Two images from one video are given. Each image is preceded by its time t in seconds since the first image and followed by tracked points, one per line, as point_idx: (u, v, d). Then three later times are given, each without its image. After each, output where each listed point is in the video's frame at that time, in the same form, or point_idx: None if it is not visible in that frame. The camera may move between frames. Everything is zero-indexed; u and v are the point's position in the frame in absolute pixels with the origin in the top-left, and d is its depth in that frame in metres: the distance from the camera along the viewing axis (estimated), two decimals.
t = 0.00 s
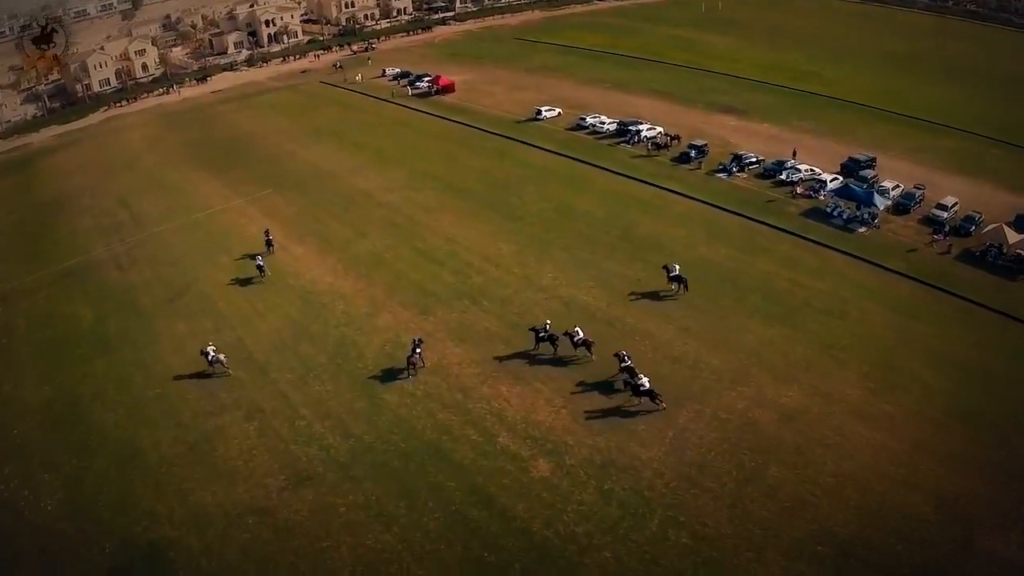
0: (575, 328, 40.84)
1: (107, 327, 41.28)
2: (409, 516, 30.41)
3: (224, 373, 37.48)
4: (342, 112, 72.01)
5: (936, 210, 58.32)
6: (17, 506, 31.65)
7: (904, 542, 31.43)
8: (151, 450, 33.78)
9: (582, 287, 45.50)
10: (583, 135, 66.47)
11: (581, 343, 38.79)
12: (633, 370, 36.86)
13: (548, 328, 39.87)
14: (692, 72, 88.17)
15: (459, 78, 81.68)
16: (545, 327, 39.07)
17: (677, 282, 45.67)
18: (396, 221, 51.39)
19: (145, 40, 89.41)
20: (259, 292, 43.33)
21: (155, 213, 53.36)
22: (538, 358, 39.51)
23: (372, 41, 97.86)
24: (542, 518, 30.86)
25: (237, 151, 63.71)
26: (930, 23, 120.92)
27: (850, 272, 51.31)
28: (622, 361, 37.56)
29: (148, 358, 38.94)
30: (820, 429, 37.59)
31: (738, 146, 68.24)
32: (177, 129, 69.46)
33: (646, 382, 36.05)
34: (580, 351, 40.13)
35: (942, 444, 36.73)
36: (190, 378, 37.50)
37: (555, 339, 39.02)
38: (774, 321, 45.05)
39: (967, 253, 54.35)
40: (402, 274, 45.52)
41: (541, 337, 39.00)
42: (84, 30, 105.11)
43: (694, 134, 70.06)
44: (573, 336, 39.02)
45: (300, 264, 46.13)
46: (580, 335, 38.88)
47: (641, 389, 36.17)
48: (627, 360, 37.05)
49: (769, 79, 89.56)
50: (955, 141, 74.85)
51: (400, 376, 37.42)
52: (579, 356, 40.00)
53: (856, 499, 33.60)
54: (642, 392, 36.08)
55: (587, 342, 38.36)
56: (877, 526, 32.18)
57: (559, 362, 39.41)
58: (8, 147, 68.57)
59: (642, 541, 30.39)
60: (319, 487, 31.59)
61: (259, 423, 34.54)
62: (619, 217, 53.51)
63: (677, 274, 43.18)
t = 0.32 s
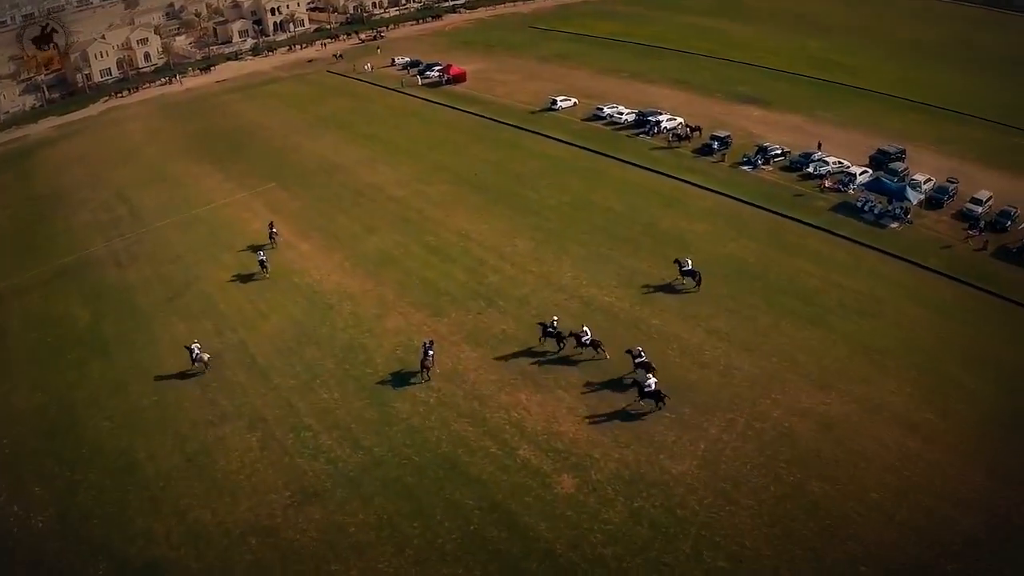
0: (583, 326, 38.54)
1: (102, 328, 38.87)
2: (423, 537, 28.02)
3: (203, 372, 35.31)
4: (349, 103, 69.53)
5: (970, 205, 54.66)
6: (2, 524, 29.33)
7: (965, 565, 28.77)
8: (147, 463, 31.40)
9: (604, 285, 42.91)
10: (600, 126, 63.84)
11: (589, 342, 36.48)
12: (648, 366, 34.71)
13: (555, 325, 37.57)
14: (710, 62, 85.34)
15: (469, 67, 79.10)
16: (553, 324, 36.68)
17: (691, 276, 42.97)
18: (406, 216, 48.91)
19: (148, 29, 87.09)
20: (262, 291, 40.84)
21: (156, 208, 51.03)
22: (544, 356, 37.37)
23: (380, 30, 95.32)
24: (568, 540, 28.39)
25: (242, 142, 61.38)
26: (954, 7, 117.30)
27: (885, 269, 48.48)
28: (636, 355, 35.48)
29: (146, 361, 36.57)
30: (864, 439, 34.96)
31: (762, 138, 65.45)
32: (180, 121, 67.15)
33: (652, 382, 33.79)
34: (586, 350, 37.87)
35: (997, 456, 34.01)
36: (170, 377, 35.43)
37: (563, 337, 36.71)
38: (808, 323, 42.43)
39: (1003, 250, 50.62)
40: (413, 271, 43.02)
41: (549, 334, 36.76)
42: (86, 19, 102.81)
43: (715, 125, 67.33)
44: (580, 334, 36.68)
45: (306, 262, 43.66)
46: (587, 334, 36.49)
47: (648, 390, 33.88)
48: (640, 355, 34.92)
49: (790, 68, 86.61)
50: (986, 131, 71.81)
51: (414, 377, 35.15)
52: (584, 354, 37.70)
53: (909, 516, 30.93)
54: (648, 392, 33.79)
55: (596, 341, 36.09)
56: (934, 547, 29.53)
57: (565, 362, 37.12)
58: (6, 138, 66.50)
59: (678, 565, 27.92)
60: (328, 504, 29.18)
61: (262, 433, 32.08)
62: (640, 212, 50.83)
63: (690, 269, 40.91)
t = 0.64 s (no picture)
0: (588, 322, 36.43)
1: (97, 329, 36.75)
2: (438, 560, 25.63)
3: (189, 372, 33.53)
4: (357, 91, 67.09)
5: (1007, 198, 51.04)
6: None
7: None
8: (142, 475, 29.19)
9: (627, 282, 40.37)
10: (619, 115, 61.16)
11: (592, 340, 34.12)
12: (663, 363, 32.70)
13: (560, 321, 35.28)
14: (731, 49, 82.43)
15: (481, 55, 76.49)
16: (560, 318, 34.83)
17: (703, 267, 40.82)
18: (417, 209, 46.52)
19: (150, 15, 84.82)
20: (265, 288, 38.51)
21: (156, 200, 48.85)
22: (545, 353, 35.23)
23: (389, 16, 92.66)
24: (596, 563, 25.96)
25: (246, 132, 59.09)
26: None
27: (923, 264, 45.62)
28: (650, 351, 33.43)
29: (142, 364, 34.37)
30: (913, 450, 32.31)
31: (787, 128, 62.70)
32: (182, 109, 64.94)
33: (656, 383, 31.43)
34: (585, 347, 35.64)
35: None
36: (155, 376, 33.60)
37: (568, 332, 34.71)
38: (845, 325, 39.79)
39: None
40: (425, 268, 40.60)
41: (555, 328, 34.83)
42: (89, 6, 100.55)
43: (738, 114, 64.60)
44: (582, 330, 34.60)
45: (312, 257, 41.33)
46: (591, 330, 34.36)
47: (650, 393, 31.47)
48: (652, 351, 32.91)
49: (814, 56, 83.62)
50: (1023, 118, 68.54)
51: (428, 381, 32.84)
52: (584, 352, 35.44)
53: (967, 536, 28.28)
54: (649, 394, 31.52)
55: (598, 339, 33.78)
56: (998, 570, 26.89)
57: (567, 360, 34.85)
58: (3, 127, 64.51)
59: None
60: (334, 522, 26.84)
61: (264, 444, 29.77)
62: (662, 205, 48.14)
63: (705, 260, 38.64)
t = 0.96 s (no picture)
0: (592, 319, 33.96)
1: (91, 331, 34.62)
2: None
3: (176, 373, 31.80)
4: (365, 79, 64.66)
5: None
6: None
7: None
8: (135, 490, 26.98)
9: (651, 279, 37.95)
10: (637, 104, 58.61)
11: (596, 339, 32.00)
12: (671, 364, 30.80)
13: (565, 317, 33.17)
14: (751, 35, 79.60)
15: (493, 41, 73.94)
16: (564, 316, 32.62)
17: (715, 258, 38.52)
18: (428, 203, 44.26)
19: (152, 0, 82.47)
20: (267, 288, 36.32)
21: (155, 193, 46.72)
22: (550, 351, 33.19)
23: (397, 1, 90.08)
24: None
25: (249, 121, 56.92)
26: None
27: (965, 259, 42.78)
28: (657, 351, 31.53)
29: (137, 369, 32.24)
30: (967, 463, 29.77)
31: (812, 117, 60.06)
32: (184, 98, 62.73)
33: (652, 387, 29.35)
34: (599, 349, 33.29)
35: None
36: (141, 374, 31.90)
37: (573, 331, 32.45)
38: (884, 327, 37.25)
39: None
40: (437, 264, 38.27)
41: (558, 327, 32.70)
42: None
43: (761, 103, 61.96)
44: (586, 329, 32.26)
45: (318, 254, 39.12)
46: (596, 330, 32.03)
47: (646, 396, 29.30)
48: (658, 351, 31.09)
49: (838, 40, 80.56)
50: None
51: (446, 383, 30.90)
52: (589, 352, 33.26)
53: None
54: (645, 397, 29.33)
55: (603, 337, 31.60)
56: None
57: (572, 361, 32.67)
58: None
59: None
60: (340, 545, 24.62)
61: (266, 458, 27.61)
62: (685, 198, 45.61)
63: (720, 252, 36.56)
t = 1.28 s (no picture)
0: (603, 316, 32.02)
1: (85, 334, 32.76)
2: None
3: (161, 370, 30.36)
4: (373, 67, 62.50)
5: None
6: None
7: None
8: (129, 510, 25.06)
9: (677, 280, 35.76)
10: (656, 94, 56.23)
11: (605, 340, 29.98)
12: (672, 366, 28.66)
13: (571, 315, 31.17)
14: (772, 22, 76.92)
15: (506, 28, 71.55)
16: (568, 314, 30.54)
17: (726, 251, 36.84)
18: (439, 197, 42.14)
19: None
20: (270, 288, 34.34)
21: (155, 187, 44.84)
22: (553, 351, 31.26)
23: None
24: None
25: (253, 112, 54.90)
26: None
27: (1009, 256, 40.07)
28: (659, 353, 29.41)
29: (132, 376, 30.30)
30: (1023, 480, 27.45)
31: (839, 108, 57.56)
32: (187, 87, 60.78)
33: (652, 390, 27.17)
34: (607, 350, 31.29)
35: None
36: (127, 374, 30.42)
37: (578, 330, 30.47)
38: (925, 331, 34.88)
39: None
40: (449, 262, 36.16)
41: (560, 326, 30.64)
42: None
43: (785, 93, 59.52)
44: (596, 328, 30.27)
45: (324, 253, 37.10)
46: (606, 330, 29.94)
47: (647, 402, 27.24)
48: (659, 353, 28.98)
49: (862, 26, 77.66)
50: None
51: (456, 390, 28.98)
52: (595, 352, 31.31)
53: None
54: (644, 403, 27.25)
55: (612, 340, 29.43)
56: None
57: (578, 363, 30.69)
58: None
59: None
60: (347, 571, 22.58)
61: (268, 475, 25.62)
62: (709, 193, 43.34)
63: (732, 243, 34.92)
